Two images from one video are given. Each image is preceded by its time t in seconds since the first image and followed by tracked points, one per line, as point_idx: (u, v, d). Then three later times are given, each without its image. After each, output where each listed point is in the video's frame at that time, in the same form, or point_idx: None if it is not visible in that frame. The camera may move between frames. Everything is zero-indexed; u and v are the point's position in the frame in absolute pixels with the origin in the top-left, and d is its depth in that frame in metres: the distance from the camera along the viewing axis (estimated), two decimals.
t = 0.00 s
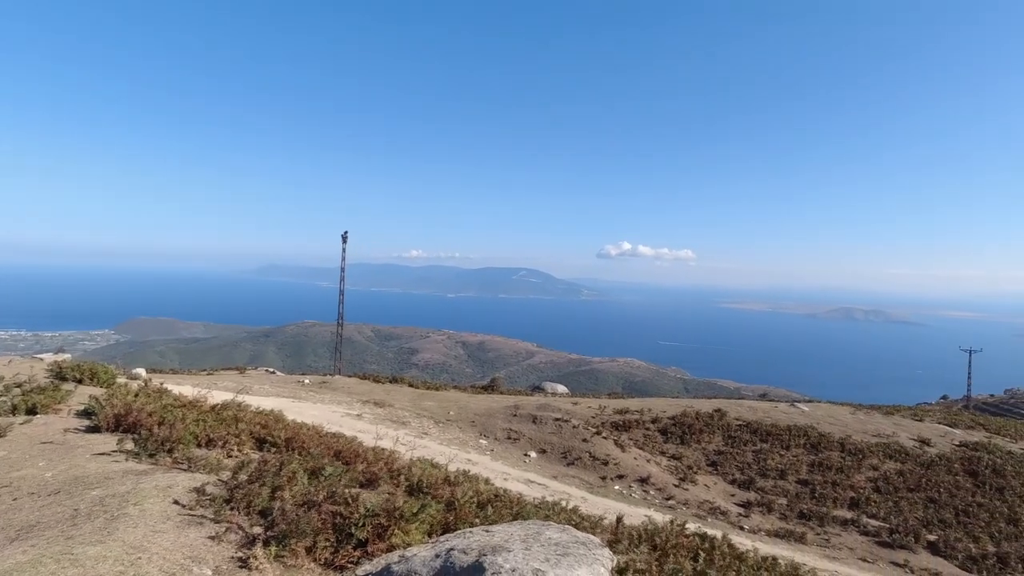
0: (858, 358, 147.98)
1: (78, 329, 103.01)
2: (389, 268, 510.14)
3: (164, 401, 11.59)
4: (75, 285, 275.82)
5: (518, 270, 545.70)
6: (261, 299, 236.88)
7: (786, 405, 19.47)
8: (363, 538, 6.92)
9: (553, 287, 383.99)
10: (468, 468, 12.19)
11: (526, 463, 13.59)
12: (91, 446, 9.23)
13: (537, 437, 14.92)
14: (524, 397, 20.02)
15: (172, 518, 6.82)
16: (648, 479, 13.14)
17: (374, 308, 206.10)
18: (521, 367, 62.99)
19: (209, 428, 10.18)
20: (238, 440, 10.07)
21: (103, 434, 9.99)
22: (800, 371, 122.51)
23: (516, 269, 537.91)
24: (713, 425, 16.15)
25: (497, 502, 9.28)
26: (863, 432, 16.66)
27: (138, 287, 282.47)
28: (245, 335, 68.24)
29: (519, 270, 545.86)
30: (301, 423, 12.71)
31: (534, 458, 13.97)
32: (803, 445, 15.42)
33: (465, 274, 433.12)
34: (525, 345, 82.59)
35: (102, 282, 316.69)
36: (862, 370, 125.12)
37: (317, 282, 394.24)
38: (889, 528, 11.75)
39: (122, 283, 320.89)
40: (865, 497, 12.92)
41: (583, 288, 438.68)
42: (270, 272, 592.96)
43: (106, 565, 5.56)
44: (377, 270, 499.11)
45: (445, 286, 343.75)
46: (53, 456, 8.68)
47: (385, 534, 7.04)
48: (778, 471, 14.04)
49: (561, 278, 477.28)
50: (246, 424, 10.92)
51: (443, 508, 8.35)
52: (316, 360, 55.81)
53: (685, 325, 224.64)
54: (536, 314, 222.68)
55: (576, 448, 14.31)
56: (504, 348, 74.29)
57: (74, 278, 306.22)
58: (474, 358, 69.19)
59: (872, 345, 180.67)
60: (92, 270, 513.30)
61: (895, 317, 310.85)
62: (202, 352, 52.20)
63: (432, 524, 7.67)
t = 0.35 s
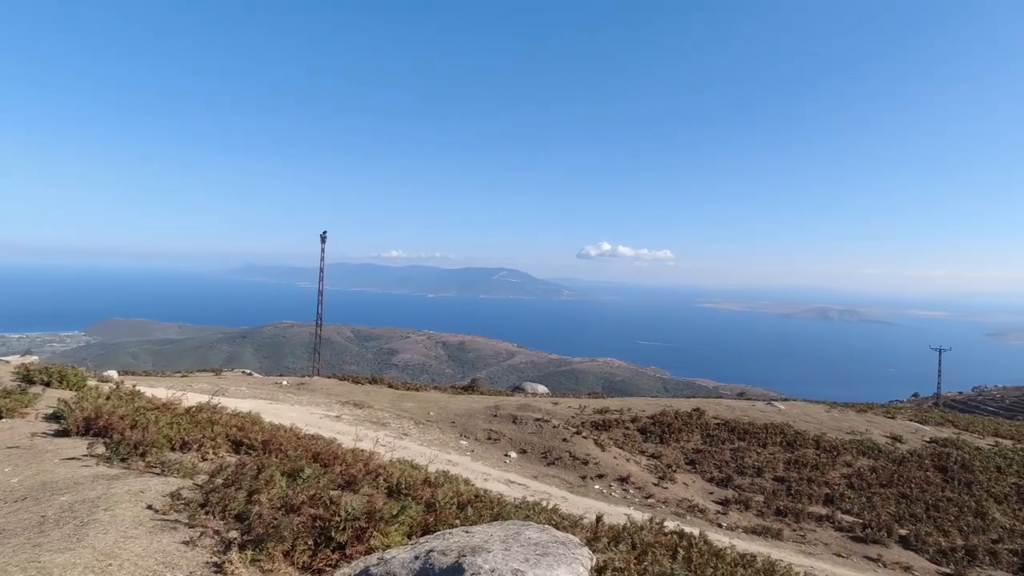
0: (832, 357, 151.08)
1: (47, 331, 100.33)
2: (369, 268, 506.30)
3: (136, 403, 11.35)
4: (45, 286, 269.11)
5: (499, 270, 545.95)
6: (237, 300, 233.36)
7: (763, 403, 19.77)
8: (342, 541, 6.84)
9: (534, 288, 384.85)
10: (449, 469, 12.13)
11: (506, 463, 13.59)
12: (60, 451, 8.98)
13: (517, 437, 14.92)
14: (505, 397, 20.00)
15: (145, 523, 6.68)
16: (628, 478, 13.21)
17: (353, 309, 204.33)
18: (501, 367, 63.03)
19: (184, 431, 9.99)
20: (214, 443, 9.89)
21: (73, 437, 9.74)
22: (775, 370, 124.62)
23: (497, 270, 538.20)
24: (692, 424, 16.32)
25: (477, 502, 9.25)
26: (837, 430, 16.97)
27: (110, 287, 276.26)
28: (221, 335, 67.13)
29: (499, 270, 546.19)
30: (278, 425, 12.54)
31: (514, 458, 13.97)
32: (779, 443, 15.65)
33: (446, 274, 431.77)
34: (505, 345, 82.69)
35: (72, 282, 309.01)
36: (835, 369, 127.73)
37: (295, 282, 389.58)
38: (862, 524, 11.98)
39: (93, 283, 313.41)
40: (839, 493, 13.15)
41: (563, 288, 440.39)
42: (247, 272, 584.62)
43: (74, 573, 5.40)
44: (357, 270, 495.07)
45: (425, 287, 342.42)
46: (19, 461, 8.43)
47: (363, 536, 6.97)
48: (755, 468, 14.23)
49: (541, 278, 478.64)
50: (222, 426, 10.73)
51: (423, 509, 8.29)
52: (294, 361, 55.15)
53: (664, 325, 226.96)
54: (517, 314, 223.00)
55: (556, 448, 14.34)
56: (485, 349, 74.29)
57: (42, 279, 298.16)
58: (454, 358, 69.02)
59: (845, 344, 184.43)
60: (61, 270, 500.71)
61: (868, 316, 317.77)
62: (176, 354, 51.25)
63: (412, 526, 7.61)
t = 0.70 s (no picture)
0: (816, 356, 152.88)
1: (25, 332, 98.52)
2: (355, 269, 503.29)
3: (117, 406, 11.17)
4: (25, 287, 264.54)
5: (486, 271, 545.59)
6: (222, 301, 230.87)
7: (748, 402, 19.92)
8: (326, 544, 6.77)
9: (521, 288, 385.05)
10: (435, 470, 12.09)
11: (493, 463, 13.57)
12: (38, 454, 8.81)
13: (504, 438, 14.90)
14: (492, 398, 19.98)
15: (126, 527, 6.58)
16: (615, 478, 13.25)
17: (339, 309, 203.11)
18: (488, 368, 62.98)
19: (166, 434, 9.85)
20: (196, 446, 9.76)
21: (51, 441, 9.57)
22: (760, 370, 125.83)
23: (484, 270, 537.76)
24: (678, 424, 16.40)
25: (463, 503, 9.23)
26: (821, 429, 17.16)
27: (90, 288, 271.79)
28: (205, 337, 66.35)
29: (486, 271, 545.87)
30: (263, 427, 12.42)
31: (501, 458, 13.95)
32: (764, 442, 15.79)
33: (433, 275, 430.51)
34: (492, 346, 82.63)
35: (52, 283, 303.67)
36: (819, 369, 129.19)
37: (280, 283, 386.20)
38: (845, 522, 12.12)
39: (74, 283, 308.22)
40: (822, 492, 13.30)
41: (550, 288, 440.96)
42: (232, 272, 578.49)
43: None
44: (343, 271, 492.04)
45: (412, 288, 341.00)
46: None
47: (348, 539, 6.91)
48: (741, 468, 14.34)
49: (528, 279, 479.24)
50: (205, 428, 10.59)
51: (408, 511, 8.24)
52: (279, 363, 54.66)
53: (650, 326, 228.27)
54: (504, 315, 223.01)
55: (543, 448, 14.35)
56: (472, 349, 74.18)
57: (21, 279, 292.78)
58: (441, 359, 68.86)
59: (829, 344, 186.57)
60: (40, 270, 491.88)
61: (851, 317, 321.60)
62: (159, 355, 50.57)
63: (397, 528, 7.56)
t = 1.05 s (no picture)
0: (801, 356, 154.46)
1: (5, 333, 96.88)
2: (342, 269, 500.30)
3: (98, 409, 10.98)
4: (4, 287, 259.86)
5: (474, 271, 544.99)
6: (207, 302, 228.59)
7: (734, 401, 20.06)
8: (309, 546, 6.69)
9: (509, 288, 385.11)
10: (423, 471, 12.03)
11: (481, 464, 13.54)
12: (16, 458, 8.64)
13: (492, 438, 14.87)
14: (479, 399, 19.93)
15: (105, 531, 6.46)
16: (602, 478, 13.28)
17: (326, 309, 201.89)
18: (476, 368, 62.88)
19: (148, 436, 9.70)
20: (179, 448, 9.63)
21: (30, 444, 9.40)
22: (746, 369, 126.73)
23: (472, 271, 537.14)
24: (664, 424, 16.48)
25: (450, 504, 9.19)
26: (806, 427, 17.33)
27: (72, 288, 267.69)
28: (190, 338, 65.67)
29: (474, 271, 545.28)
30: (248, 429, 12.29)
31: (489, 459, 13.92)
32: (749, 441, 15.91)
33: (420, 275, 428.90)
34: (480, 346, 82.58)
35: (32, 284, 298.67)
36: (804, 368, 130.50)
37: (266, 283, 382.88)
38: (828, 519, 12.24)
39: (55, 284, 303.44)
40: (807, 489, 13.43)
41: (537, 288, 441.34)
42: (217, 273, 572.69)
43: None
44: (330, 271, 488.94)
45: (400, 288, 339.68)
46: None
47: (332, 540, 6.84)
48: (727, 466, 14.44)
49: (516, 280, 479.37)
50: (188, 431, 10.45)
51: (393, 511, 8.18)
52: (265, 364, 54.20)
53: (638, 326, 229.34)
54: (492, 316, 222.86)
55: (531, 448, 14.34)
56: (459, 350, 74.01)
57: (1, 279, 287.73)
58: (428, 359, 68.66)
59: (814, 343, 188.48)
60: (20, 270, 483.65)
61: (836, 316, 325.05)
62: (142, 357, 49.94)
63: (381, 529, 7.50)
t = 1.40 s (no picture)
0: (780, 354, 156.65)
1: None
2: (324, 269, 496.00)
3: (71, 413, 10.70)
4: None
5: (457, 271, 543.86)
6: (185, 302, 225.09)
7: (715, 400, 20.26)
8: (289, 551, 6.59)
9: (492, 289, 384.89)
10: (405, 472, 11.94)
11: (464, 464, 13.49)
12: None
13: (475, 438, 14.83)
14: (462, 399, 19.89)
15: (77, 538, 6.31)
16: (585, 477, 13.31)
17: (307, 310, 200.05)
18: (459, 368, 62.74)
19: (123, 440, 9.49)
20: (156, 452, 9.45)
21: None
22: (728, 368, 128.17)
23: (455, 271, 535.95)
24: (646, 423, 16.57)
25: (432, 504, 9.14)
26: (785, 425, 17.56)
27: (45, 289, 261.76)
28: (168, 339, 64.69)
29: (458, 271, 544.16)
30: (227, 431, 12.09)
31: (472, 459, 13.87)
32: (731, 439, 16.06)
33: (403, 275, 426.88)
34: (463, 346, 82.43)
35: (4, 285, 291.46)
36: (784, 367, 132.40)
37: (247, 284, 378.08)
38: (807, 515, 12.40)
39: (27, 284, 296.35)
40: (786, 486, 13.59)
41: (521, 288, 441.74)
42: (195, 273, 564.22)
43: None
44: (312, 271, 484.34)
45: (383, 288, 337.75)
46: None
47: (312, 544, 6.74)
48: (708, 464, 14.56)
49: (499, 280, 479.39)
50: (164, 434, 10.24)
51: (374, 514, 8.10)
52: (245, 365, 53.52)
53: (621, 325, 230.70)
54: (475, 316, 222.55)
55: (513, 449, 14.31)
56: (442, 350, 73.79)
57: None
58: (411, 360, 68.36)
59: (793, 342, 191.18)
60: None
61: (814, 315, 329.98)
62: (118, 359, 48.99)
63: (362, 531, 7.42)
